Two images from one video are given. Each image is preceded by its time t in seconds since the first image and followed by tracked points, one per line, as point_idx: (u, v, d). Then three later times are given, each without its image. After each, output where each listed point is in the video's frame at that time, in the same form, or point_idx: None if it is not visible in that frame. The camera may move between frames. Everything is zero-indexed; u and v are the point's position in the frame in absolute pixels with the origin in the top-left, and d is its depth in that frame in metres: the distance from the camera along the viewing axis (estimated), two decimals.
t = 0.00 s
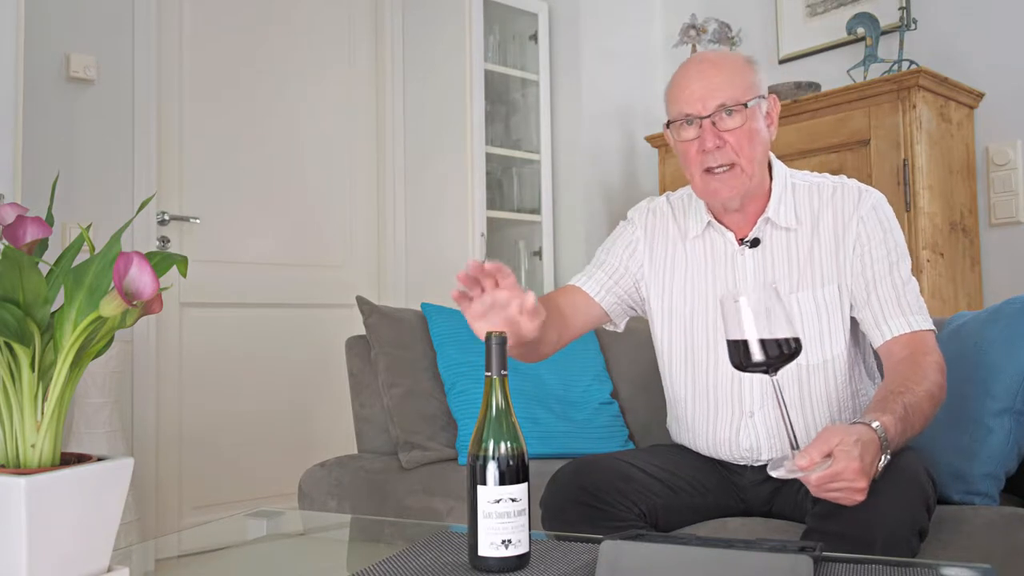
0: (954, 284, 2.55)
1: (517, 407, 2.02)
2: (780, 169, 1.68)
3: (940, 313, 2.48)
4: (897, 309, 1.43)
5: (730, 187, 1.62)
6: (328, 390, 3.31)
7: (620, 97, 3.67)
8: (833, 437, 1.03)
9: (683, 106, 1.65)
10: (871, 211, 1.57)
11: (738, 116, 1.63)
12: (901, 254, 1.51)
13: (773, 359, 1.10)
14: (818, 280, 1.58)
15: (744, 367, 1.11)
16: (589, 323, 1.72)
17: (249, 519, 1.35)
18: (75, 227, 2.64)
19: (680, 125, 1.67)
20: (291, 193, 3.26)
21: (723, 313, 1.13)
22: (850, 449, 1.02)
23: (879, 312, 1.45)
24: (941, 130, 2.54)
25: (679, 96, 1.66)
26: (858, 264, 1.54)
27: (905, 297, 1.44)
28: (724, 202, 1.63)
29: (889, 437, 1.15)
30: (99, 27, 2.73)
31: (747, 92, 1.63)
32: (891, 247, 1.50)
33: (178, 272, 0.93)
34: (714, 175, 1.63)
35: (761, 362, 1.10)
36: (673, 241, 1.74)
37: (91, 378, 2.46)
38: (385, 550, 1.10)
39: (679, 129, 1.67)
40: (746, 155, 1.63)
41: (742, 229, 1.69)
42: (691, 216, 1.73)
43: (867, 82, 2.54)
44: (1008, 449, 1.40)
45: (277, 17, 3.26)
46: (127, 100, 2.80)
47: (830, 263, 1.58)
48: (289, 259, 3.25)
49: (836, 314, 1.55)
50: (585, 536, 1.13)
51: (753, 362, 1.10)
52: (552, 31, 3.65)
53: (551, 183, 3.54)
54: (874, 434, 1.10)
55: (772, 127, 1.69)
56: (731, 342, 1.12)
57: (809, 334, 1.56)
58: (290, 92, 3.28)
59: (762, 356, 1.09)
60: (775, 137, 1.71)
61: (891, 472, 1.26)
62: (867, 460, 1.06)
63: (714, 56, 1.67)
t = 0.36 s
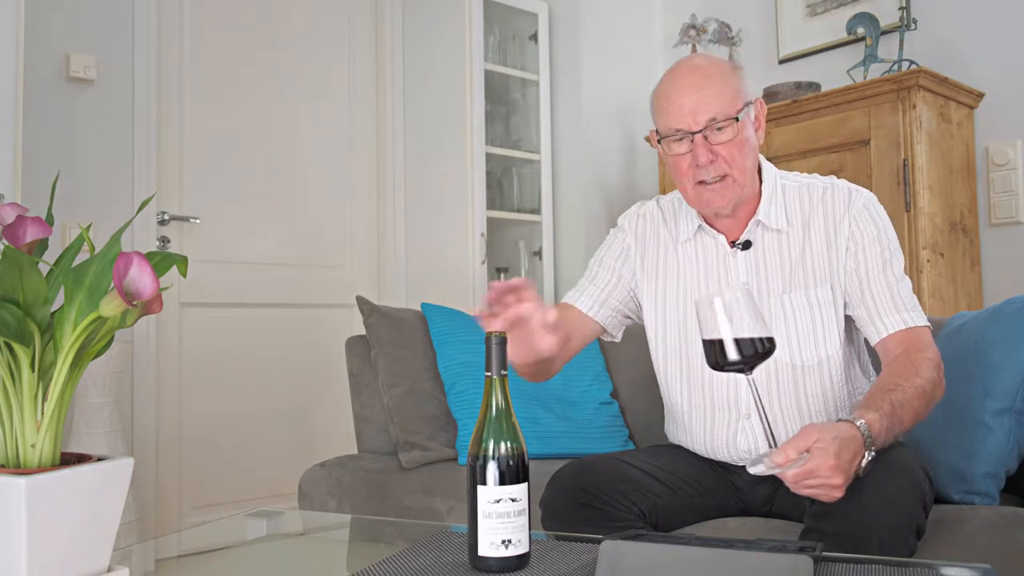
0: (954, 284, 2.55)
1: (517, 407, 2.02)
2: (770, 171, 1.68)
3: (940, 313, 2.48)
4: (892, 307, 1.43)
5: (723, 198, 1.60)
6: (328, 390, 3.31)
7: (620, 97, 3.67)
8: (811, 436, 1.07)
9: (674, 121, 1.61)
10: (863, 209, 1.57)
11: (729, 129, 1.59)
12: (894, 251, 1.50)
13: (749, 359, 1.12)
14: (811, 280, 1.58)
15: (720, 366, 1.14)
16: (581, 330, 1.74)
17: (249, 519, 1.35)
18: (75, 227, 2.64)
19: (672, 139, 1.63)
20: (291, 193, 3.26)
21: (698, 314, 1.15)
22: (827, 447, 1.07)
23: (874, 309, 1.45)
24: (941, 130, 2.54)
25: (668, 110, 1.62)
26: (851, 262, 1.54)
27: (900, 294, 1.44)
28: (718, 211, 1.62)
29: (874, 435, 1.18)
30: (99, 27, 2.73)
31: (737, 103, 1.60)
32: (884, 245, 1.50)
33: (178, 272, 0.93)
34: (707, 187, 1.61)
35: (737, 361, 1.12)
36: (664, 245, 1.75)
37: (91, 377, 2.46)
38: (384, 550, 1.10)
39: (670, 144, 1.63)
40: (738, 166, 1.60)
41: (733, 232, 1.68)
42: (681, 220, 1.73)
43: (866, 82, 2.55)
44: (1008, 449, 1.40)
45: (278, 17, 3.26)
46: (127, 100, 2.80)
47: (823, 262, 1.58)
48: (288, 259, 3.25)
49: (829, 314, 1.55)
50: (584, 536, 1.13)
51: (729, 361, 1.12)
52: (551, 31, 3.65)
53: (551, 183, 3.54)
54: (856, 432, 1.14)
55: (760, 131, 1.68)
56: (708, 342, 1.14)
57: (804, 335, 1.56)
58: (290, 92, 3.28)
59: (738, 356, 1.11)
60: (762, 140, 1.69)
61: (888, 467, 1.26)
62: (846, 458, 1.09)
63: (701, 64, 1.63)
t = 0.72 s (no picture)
0: (954, 284, 2.55)
1: (517, 408, 2.02)
2: (776, 174, 1.68)
3: (940, 313, 2.48)
4: (892, 316, 1.43)
5: (733, 208, 1.60)
6: (328, 390, 3.31)
7: (620, 97, 3.67)
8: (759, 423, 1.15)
9: (693, 129, 1.57)
10: (867, 215, 1.56)
11: (748, 140, 1.56)
12: (896, 258, 1.50)
13: (711, 345, 1.23)
14: (815, 285, 1.58)
15: (685, 351, 1.25)
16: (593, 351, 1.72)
17: (249, 519, 1.35)
18: (75, 227, 2.64)
19: (689, 147, 1.59)
20: (290, 194, 3.26)
21: (673, 300, 1.26)
22: (771, 437, 1.14)
23: (873, 317, 1.45)
24: (941, 130, 2.54)
25: (687, 117, 1.58)
26: (853, 267, 1.53)
27: (900, 303, 1.43)
28: (727, 219, 1.62)
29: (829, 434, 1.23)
30: (99, 27, 2.73)
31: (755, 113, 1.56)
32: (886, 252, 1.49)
33: (178, 272, 0.93)
34: (719, 197, 1.59)
35: (703, 345, 1.23)
36: (669, 246, 1.76)
37: (91, 377, 2.46)
38: (385, 550, 1.10)
39: (686, 150, 1.59)
40: (752, 177, 1.58)
41: (738, 234, 1.69)
42: (687, 220, 1.74)
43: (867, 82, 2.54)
44: (1008, 449, 1.40)
45: (278, 17, 3.26)
46: (127, 100, 2.80)
47: (827, 267, 1.58)
48: (288, 259, 3.25)
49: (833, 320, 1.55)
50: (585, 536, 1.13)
51: (693, 345, 1.23)
52: (552, 31, 3.65)
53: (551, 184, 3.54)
54: (810, 429, 1.20)
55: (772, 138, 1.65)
56: (677, 328, 1.25)
57: (806, 340, 1.57)
58: (290, 92, 3.28)
59: (704, 339, 1.22)
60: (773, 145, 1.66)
61: (894, 466, 1.24)
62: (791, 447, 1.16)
63: (720, 70, 1.58)
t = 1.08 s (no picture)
0: (954, 284, 2.55)
1: (517, 408, 2.02)
2: (788, 175, 1.68)
3: (940, 313, 2.48)
4: (900, 326, 1.46)
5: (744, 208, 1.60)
6: (328, 390, 3.31)
7: (620, 98, 3.67)
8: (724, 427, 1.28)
9: (711, 128, 1.57)
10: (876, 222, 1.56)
11: (765, 143, 1.57)
12: (904, 266, 1.51)
13: (687, 349, 1.29)
14: (821, 288, 1.58)
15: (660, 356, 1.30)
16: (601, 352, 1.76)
17: (249, 519, 1.35)
18: (75, 227, 2.64)
19: (706, 145, 1.59)
20: (291, 194, 3.26)
21: (649, 310, 1.30)
22: (732, 439, 1.27)
23: (881, 325, 1.48)
24: (941, 130, 2.54)
25: (706, 116, 1.58)
26: (861, 273, 1.54)
27: (908, 314, 1.46)
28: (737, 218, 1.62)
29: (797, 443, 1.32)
30: (99, 27, 2.73)
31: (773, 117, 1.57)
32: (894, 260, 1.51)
33: (178, 272, 0.93)
34: (731, 198, 1.60)
35: (677, 350, 1.28)
36: (677, 244, 1.76)
37: (91, 377, 2.46)
38: (385, 550, 1.10)
39: (702, 148, 1.60)
40: (766, 179, 1.59)
41: (747, 233, 1.68)
42: (696, 218, 1.74)
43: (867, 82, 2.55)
44: (1008, 449, 1.40)
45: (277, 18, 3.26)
46: (127, 100, 2.80)
47: (834, 271, 1.58)
48: (288, 259, 3.25)
49: (837, 323, 1.56)
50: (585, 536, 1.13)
51: (669, 351, 1.28)
52: (551, 31, 3.65)
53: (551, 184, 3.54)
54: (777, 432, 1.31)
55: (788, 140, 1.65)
56: (653, 334, 1.29)
57: (810, 343, 1.56)
58: (290, 92, 3.28)
59: (678, 346, 1.27)
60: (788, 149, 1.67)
61: (893, 467, 1.23)
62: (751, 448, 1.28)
63: (742, 72, 1.58)
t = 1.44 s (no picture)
0: (954, 284, 2.54)
1: (517, 408, 2.02)
2: (795, 177, 1.68)
3: (941, 312, 2.48)
4: (904, 326, 1.47)
5: (748, 204, 1.60)
6: (328, 390, 3.31)
7: (620, 98, 3.67)
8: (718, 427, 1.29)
9: (716, 123, 1.59)
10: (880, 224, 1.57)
11: (770, 140, 1.57)
12: (908, 268, 1.52)
13: (688, 351, 1.28)
14: (824, 286, 1.58)
15: (661, 359, 1.30)
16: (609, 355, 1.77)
17: (249, 519, 1.35)
18: (75, 227, 2.64)
19: (711, 141, 1.60)
20: (291, 194, 3.26)
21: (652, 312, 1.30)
22: (727, 440, 1.29)
23: (884, 325, 1.48)
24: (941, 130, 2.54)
25: (712, 112, 1.59)
26: (864, 272, 1.54)
27: (912, 314, 1.47)
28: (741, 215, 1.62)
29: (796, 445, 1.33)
30: (99, 27, 2.73)
31: (779, 115, 1.58)
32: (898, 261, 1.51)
33: (178, 272, 0.93)
34: (734, 193, 1.60)
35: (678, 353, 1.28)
36: (683, 244, 1.76)
37: (91, 377, 2.46)
38: (384, 550, 1.10)
39: (707, 144, 1.61)
40: (770, 176, 1.59)
41: (751, 232, 1.68)
42: (703, 217, 1.74)
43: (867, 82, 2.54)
44: (1008, 449, 1.40)
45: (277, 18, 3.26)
46: (127, 100, 2.80)
47: (837, 270, 1.58)
48: (289, 259, 3.25)
49: (839, 322, 1.56)
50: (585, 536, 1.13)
51: (670, 353, 1.28)
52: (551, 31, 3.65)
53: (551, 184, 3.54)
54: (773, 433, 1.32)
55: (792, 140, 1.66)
56: (656, 337, 1.29)
57: (812, 342, 1.57)
58: (290, 92, 3.28)
59: (679, 348, 1.27)
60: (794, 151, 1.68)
61: (894, 468, 1.23)
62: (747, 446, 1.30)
63: (749, 71, 1.60)
